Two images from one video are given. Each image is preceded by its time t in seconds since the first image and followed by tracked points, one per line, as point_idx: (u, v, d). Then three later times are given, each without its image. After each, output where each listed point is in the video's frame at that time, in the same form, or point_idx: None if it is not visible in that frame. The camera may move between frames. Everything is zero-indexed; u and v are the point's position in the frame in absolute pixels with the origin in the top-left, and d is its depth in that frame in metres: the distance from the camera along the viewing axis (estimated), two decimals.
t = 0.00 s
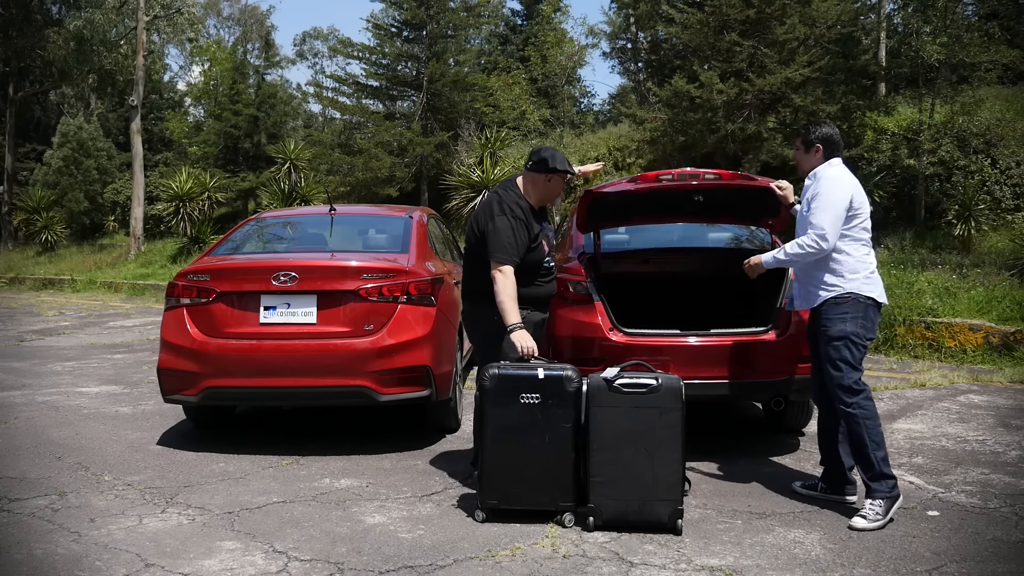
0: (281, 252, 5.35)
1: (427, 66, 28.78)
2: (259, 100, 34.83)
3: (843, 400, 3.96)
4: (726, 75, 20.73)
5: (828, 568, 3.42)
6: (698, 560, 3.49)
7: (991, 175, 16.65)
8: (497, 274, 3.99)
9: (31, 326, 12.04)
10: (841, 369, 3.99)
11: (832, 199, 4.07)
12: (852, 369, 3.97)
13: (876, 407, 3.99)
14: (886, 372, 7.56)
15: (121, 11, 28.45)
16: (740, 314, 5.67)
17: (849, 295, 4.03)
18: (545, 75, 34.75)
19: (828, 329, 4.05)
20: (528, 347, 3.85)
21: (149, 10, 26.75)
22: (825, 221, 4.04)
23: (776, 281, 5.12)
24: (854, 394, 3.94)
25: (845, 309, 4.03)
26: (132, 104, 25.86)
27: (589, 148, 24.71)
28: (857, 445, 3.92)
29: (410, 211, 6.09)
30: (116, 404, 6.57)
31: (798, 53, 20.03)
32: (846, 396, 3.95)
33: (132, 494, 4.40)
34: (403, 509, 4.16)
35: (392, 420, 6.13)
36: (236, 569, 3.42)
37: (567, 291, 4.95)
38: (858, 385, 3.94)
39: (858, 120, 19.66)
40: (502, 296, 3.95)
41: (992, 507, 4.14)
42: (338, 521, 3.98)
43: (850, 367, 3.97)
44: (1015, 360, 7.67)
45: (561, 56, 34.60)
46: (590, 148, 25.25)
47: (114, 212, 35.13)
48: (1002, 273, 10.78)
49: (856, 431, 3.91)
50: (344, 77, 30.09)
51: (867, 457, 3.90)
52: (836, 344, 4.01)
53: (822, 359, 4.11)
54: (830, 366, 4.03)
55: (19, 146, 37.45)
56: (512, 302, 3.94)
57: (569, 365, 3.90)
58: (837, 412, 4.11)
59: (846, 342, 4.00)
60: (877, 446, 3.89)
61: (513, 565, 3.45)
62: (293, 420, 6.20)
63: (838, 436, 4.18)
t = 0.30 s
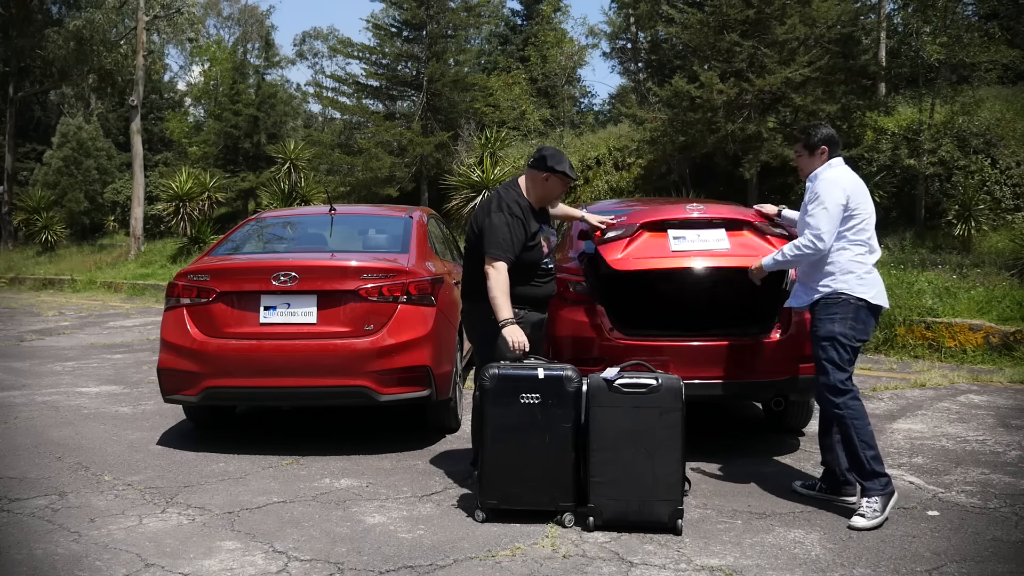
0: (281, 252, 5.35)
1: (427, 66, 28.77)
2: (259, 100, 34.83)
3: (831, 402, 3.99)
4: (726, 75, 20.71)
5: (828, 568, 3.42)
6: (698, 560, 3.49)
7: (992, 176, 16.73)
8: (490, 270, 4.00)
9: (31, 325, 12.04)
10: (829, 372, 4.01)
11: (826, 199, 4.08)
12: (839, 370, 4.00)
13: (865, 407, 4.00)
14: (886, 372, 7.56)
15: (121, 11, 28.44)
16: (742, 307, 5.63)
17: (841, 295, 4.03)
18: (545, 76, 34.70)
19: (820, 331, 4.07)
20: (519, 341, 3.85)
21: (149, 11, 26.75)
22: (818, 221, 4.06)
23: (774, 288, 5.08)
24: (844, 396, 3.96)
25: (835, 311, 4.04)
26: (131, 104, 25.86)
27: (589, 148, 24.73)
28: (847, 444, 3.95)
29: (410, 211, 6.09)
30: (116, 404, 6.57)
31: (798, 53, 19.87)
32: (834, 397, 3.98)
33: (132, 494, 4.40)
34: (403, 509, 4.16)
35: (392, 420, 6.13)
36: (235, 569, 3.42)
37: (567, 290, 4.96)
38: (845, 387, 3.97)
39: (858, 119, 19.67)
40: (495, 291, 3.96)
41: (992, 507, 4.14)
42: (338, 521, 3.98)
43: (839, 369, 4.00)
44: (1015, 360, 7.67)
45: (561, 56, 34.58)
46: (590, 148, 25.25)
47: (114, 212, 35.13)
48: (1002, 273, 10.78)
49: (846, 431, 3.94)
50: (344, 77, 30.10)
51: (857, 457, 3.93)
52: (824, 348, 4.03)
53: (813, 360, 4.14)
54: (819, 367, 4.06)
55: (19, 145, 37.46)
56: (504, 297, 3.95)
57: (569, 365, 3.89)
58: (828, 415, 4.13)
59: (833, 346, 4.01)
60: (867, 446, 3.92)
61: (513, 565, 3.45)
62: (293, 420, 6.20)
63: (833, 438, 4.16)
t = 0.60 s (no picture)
0: (282, 252, 5.35)
1: (427, 66, 28.78)
2: (259, 100, 34.82)
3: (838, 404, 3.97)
4: (726, 75, 20.69)
5: (828, 568, 3.42)
6: (698, 560, 3.49)
7: (992, 175, 16.77)
8: (477, 263, 4.06)
9: (31, 326, 12.04)
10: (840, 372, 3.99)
11: (841, 198, 4.07)
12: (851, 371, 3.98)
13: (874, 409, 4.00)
14: (885, 372, 7.56)
15: (121, 11, 28.44)
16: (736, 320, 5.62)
17: (858, 293, 4.01)
18: (546, 75, 34.64)
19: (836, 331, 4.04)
20: (509, 332, 3.88)
21: (149, 11, 26.76)
22: (840, 220, 4.03)
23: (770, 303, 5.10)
24: (854, 398, 3.95)
25: (851, 310, 4.01)
26: (131, 104, 25.86)
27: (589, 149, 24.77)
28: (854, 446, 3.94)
29: (410, 211, 6.09)
30: (117, 404, 6.57)
31: (798, 53, 19.83)
32: (843, 399, 3.96)
33: (132, 494, 4.40)
34: (403, 509, 4.17)
35: (393, 420, 6.13)
36: (236, 569, 3.42)
37: (566, 290, 4.98)
38: (857, 389, 3.95)
39: (858, 119, 19.68)
40: (483, 285, 4.02)
41: (992, 507, 4.14)
42: (338, 521, 3.98)
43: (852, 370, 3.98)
44: (1015, 360, 7.67)
45: (562, 55, 34.59)
46: (590, 148, 25.24)
47: (114, 212, 35.19)
48: (1002, 273, 10.78)
49: (853, 433, 3.92)
50: (344, 77, 30.11)
51: (864, 461, 3.92)
52: (840, 349, 3.99)
53: (824, 360, 4.11)
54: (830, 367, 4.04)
55: (19, 146, 37.47)
56: (494, 291, 4.01)
57: (569, 364, 3.89)
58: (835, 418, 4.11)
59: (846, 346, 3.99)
60: (874, 449, 3.92)
61: (513, 565, 3.45)
62: (293, 420, 6.20)
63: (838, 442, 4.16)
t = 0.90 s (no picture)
0: (282, 252, 5.35)
1: (427, 66, 28.78)
2: (259, 100, 34.82)
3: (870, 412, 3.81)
4: (726, 75, 20.66)
5: (828, 568, 3.42)
6: (699, 560, 3.48)
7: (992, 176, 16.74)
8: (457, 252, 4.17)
9: (31, 326, 12.04)
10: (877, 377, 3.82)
11: (870, 194, 3.95)
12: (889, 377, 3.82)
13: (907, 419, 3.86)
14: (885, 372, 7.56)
15: (121, 11, 28.44)
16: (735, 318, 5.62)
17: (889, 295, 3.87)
18: (546, 75, 34.60)
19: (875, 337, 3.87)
20: (482, 321, 3.99)
21: (149, 11, 26.76)
22: (874, 215, 3.89)
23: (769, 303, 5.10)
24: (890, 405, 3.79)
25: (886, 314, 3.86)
26: (132, 104, 25.86)
27: (589, 149, 24.79)
28: (881, 455, 3.78)
29: (410, 211, 6.09)
30: (117, 404, 6.57)
31: (798, 53, 19.84)
32: (882, 406, 3.79)
33: (132, 494, 4.40)
34: (403, 509, 4.16)
35: (393, 420, 6.13)
36: (236, 569, 3.42)
37: (567, 290, 4.97)
38: (895, 397, 3.80)
39: (858, 119, 19.65)
40: (460, 273, 4.09)
41: (992, 507, 4.14)
42: (338, 521, 3.98)
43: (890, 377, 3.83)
44: (1015, 360, 7.68)
45: (562, 55, 34.58)
46: (590, 148, 25.25)
47: (114, 212, 35.24)
48: (1002, 273, 10.77)
49: (886, 441, 3.75)
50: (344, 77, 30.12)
51: (896, 471, 3.74)
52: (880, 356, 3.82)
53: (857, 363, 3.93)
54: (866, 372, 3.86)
55: (19, 145, 37.46)
56: (470, 279, 4.08)
57: (569, 364, 3.89)
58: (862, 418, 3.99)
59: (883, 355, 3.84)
60: (909, 461, 3.75)
61: (513, 566, 3.44)
62: (294, 420, 6.20)
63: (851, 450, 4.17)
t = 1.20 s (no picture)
0: (281, 252, 5.35)
1: (427, 66, 28.79)
2: (259, 100, 34.82)
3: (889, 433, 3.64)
4: (726, 75, 20.65)
5: (828, 568, 3.42)
6: (699, 560, 3.49)
7: (992, 175, 17.35)
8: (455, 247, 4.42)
9: (31, 326, 12.04)
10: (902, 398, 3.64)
11: (930, 208, 3.65)
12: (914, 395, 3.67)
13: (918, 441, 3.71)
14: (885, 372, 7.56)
15: (121, 11, 28.44)
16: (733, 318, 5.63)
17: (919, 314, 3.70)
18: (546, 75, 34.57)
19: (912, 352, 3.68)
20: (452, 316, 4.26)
21: (149, 11, 26.76)
22: (936, 233, 3.61)
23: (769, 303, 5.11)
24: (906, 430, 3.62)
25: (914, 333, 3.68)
26: (132, 104, 25.85)
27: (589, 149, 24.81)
28: (891, 477, 3.63)
29: (410, 211, 6.09)
30: (116, 404, 6.57)
31: (798, 53, 19.86)
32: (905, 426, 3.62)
33: (132, 494, 4.40)
34: (403, 509, 4.17)
35: (393, 420, 6.13)
36: (236, 569, 3.42)
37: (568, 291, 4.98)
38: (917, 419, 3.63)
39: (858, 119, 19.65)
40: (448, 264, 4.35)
41: (992, 507, 4.13)
42: (338, 521, 3.98)
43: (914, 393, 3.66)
44: (1015, 360, 7.68)
45: (561, 55, 34.57)
46: (590, 148, 25.28)
47: (114, 213, 35.26)
48: (1002, 273, 10.77)
49: (903, 465, 3.58)
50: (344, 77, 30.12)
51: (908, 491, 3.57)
52: (909, 373, 3.64)
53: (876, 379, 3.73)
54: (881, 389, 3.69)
55: (19, 145, 37.44)
56: (456, 272, 4.31)
57: (569, 364, 3.90)
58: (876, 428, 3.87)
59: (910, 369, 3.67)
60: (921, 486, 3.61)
61: (513, 566, 3.44)
62: (294, 420, 6.20)
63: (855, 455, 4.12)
